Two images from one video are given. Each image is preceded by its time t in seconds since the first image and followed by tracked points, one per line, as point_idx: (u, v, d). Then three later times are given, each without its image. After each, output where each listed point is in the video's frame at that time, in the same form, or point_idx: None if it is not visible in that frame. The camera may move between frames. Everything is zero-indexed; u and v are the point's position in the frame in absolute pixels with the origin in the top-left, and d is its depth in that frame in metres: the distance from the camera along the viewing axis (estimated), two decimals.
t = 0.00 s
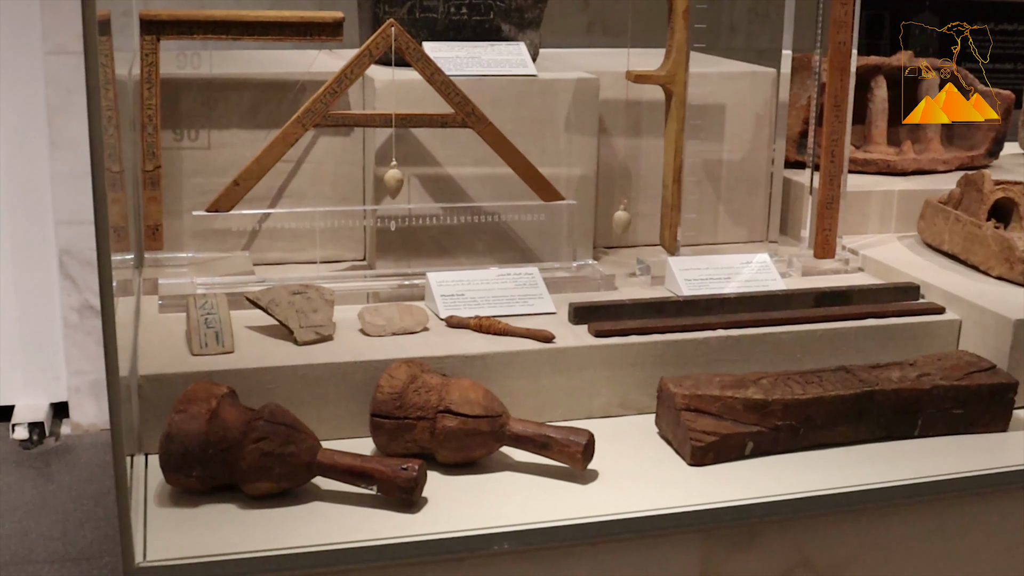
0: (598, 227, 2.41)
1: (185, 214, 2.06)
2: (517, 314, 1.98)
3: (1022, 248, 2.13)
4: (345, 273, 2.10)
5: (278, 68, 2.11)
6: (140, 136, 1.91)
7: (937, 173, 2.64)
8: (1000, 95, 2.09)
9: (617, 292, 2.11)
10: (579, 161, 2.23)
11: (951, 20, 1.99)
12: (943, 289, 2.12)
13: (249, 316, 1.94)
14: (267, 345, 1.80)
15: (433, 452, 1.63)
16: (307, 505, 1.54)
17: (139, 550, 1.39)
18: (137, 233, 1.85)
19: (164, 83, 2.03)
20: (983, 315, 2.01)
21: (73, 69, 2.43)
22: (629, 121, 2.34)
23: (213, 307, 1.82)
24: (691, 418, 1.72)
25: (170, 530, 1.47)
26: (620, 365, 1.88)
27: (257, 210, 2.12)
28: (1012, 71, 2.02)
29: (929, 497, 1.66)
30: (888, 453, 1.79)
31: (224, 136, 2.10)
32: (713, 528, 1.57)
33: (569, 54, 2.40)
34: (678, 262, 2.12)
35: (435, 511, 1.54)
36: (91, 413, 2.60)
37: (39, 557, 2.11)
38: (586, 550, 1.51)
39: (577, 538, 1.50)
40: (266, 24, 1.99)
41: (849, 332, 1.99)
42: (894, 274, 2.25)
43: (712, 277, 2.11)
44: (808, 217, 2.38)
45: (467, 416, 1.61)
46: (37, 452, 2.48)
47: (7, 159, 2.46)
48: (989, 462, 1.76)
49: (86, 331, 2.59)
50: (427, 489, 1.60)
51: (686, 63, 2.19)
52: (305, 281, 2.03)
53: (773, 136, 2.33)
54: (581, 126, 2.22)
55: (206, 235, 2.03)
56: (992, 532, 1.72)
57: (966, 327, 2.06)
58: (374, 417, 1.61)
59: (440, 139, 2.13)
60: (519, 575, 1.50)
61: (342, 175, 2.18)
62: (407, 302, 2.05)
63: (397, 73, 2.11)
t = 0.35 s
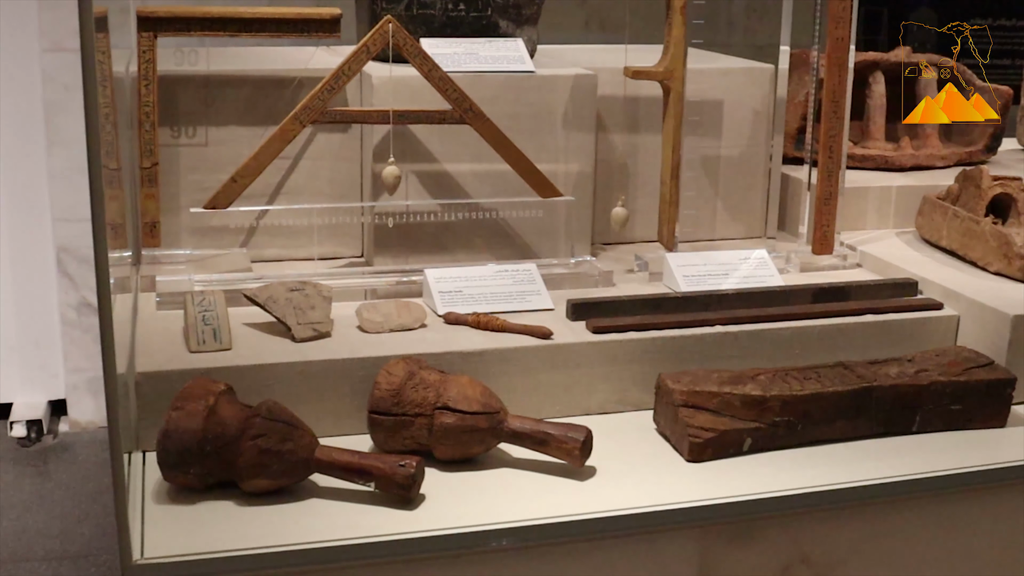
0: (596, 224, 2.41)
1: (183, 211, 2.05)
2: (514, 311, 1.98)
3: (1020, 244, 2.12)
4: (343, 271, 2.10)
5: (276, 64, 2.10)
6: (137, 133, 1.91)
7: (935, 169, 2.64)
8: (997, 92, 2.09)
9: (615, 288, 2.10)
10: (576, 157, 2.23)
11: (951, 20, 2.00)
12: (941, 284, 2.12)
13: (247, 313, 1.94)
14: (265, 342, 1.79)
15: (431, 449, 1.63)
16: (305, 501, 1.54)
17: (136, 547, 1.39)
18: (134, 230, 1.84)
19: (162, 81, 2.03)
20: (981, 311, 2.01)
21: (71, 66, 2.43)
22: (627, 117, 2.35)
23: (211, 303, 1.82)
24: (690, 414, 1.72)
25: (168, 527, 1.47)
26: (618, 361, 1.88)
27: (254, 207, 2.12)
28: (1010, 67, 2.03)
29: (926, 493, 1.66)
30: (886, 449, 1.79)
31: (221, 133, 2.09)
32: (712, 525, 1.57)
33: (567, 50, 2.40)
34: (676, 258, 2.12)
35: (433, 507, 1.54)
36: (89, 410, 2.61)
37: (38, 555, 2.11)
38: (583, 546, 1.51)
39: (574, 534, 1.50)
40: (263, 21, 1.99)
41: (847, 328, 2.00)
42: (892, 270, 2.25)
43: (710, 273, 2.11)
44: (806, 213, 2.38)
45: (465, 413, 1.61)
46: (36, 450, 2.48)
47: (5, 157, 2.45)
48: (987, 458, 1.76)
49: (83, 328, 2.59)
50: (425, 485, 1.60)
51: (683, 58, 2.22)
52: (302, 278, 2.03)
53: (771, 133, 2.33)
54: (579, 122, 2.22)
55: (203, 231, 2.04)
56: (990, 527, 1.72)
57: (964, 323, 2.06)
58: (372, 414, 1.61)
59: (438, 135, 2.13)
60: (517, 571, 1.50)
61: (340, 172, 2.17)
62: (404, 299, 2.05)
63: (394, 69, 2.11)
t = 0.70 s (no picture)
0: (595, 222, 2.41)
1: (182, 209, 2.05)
2: (514, 309, 1.98)
3: (1020, 242, 2.12)
4: (343, 269, 2.09)
5: (275, 63, 2.10)
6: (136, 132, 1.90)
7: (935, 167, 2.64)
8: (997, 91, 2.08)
9: (615, 287, 2.10)
10: (576, 155, 2.23)
11: (950, 20, 1.99)
12: (941, 282, 2.12)
13: (247, 312, 1.94)
14: (265, 341, 1.79)
15: (432, 448, 1.62)
16: (306, 501, 1.54)
17: (137, 547, 1.39)
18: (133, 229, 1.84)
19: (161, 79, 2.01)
20: (982, 309, 2.01)
21: (69, 65, 2.43)
22: (626, 115, 2.35)
23: (211, 303, 1.81)
24: (690, 412, 1.72)
25: (169, 526, 1.47)
26: (619, 360, 1.88)
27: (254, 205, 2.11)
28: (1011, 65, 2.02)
29: (927, 492, 1.66)
30: (887, 447, 1.79)
31: (221, 132, 2.09)
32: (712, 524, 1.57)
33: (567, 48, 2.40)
34: (677, 256, 2.12)
35: (434, 506, 1.54)
36: (89, 409, 2.61)
37: (39, 554, 2.11)
38: (584, 545, 1.51)
39: (574, 533, 1.50)
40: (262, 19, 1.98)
41: (847, 326, 2.00)
42: (892, 268, 2.25)
43: (710, 271, 2.11)
44: (807, 210, 2.38)
45: (465, 411, 1.60)
46: (37, 450, 2.48)
47: (5, 156, 2.45)
48: (988, 456, 1.76)
49: (83, 328, 2.58)
50: (426, 484, 1.60)
51: (683, 57, 2.22)
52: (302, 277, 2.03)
53: (771, 131, 2.32)
54: (578, 120, 2.22)
55: (202, 231, 2.04)
56: (991, 525, 1.72)
57: (965, 321, 2.06)
58: (372, 412, 1.61)
59: (437, 133, 2.13)
60: (518, 570, 1.50)
61: (340, 170, 2.17)
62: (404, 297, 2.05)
63: (393, 67, 2.10)
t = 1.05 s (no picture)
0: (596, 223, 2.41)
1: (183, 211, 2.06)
2: (515, 311, 1.98)
3: (1021, 243, 2.12)
4: (343, 271, 2.10)
5: (275, 65, 2.09)
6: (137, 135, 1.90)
7: (936, 168, 2.63)
8: (997, 91, 2.08)
9: (615, 288, 2.10)
10: (577, 157, 2.23)
11: (950, 20, 2.00)
12: (942, 283, 2.12)
13: (248, 314, 1.94)
14: (265, 343, 1.79)
15: (432, 450, 1.62)
16: (306, 503, 1.54)
17: (137, 549, 1.39)
18: (134, 231, 1.84)
19: (162, 82, 2.02)
20: (983, 310, 2.01)
21: (70, 67, 2.43)
22: (626, 116, 2.35)
23: (211, 305, 1.81)
24: (691, 414, 1.72)
25: (169, 528, 1.47)
26: (619, 361, 1.87)
27: (255, 208, 2.11)
28: (1011, 65, 2.01)
29: (928, 492, 1.66)
30: (888, 448, 1.79)
31: (222, 134, 2.09)
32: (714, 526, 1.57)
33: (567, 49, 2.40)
34: (677, 258, 2.12)
35: (434, 508, 1.54)
36: (90, 410, 2.61)
37: (40, 556, 2.11)
38: (586, 546, 1.51)
39: (576, 534, 1.50)
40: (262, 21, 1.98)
41: (848, 327, 1.99)
42: (893, 269, 2.25)
43: (710, 272, 2.10)
44: (807, 211, 2.37)
45: (466, 413, 1.60)
46: (37, 451, 2.48)
47: (5, 159, 2.45)
48: (989, 457, 1.76)
49: (84, 329, 2.58)
50: (427, 486, 1.60)
51: (683, 57, 2.20)
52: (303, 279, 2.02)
53: (771, 134, 2.33)
54: (579, 121, 2.22)
55: (204, 233, 2.03)
56: (992, 527, 1.72)
57: (965, 322, 2.05)
58: (372, 414, 1.61)
59: (437, 135, 2.13)
60: (519, 572, 1.50)
61: (340, 172, 2.17)
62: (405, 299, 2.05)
63: (393, 69, 2.10)
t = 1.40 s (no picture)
0: (596, 224, 2.41)
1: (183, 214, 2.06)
2: (516, 312, 1.98)
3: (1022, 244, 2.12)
4: (343, 273, 2.10)
5: (275, 66, 2.09)
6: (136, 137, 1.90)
7: (936, 169, 2.63)
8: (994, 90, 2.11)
9: (616, 290, 2.10)
10: (577, 158, 2.23)
11: (951, 20, 2.01)
12: (942, 284, 2.12)
13: (248, 316, 1.94)
14: (265, 345, 1.79)
15: (433, 452, 1.62)
16: (306, 505, 1.54)
17: (137, 552, 1.39)
18: (134, 233, 1.84)
19: (162, 84, 2.02)
20: (983, 311, 2.01)
21: (71, 69, 2.43)
22: (626, 118, 2.35)
23: (211, 307, 1.81)
24: (691, 416, 1.72)
25: (169, 531, 1.47)
26: (619, 363, 1.87)
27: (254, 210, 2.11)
28: (1009, 65, 2.05)
29: (929, 493, 1.66)
30: (888, 449, 1.78)
31: (221, 136, 2.09)
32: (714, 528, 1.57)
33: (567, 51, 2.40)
34: (677, 259, 2.12)
35: (435, 510, 1.53)
36: (91, 414, 2.59)
37: (40, 559, 2.10)
38: (587, 548, 1.51)
39: (576, 536, 1.50)
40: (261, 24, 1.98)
41: (849, 328, 1.99)
42: (893, 270, 2.25)
43: (710, 274, 2.10)
44: (807, 212, 2.37)
45: (466, 415, 1.60)
46: (38, 454, 2.47)
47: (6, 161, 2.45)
48: (990, 458, 1.76)
49: (85, 331, 2.58)
50: (427, 488, 1.60)
51: (682, 57, 2.19)
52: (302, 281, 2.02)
53: (771, 135, 2.32)
54: (579, 123, 2.22)
55: (203, 234, 2.02)
56: (993, 528, 1.72)
57: (966, 323, 2.05)
58: (372, 416, 1.61)
59: (437, 137, 2.13)
60: (520, 574, 1.50)
61: (340, 175, 2.17)
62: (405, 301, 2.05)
63: (393, 71, 2.11)
